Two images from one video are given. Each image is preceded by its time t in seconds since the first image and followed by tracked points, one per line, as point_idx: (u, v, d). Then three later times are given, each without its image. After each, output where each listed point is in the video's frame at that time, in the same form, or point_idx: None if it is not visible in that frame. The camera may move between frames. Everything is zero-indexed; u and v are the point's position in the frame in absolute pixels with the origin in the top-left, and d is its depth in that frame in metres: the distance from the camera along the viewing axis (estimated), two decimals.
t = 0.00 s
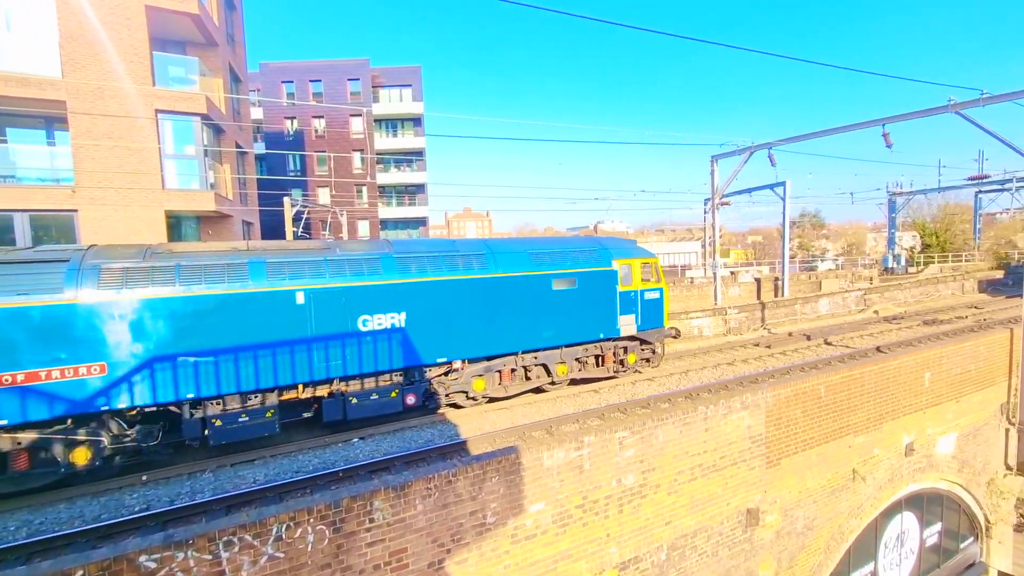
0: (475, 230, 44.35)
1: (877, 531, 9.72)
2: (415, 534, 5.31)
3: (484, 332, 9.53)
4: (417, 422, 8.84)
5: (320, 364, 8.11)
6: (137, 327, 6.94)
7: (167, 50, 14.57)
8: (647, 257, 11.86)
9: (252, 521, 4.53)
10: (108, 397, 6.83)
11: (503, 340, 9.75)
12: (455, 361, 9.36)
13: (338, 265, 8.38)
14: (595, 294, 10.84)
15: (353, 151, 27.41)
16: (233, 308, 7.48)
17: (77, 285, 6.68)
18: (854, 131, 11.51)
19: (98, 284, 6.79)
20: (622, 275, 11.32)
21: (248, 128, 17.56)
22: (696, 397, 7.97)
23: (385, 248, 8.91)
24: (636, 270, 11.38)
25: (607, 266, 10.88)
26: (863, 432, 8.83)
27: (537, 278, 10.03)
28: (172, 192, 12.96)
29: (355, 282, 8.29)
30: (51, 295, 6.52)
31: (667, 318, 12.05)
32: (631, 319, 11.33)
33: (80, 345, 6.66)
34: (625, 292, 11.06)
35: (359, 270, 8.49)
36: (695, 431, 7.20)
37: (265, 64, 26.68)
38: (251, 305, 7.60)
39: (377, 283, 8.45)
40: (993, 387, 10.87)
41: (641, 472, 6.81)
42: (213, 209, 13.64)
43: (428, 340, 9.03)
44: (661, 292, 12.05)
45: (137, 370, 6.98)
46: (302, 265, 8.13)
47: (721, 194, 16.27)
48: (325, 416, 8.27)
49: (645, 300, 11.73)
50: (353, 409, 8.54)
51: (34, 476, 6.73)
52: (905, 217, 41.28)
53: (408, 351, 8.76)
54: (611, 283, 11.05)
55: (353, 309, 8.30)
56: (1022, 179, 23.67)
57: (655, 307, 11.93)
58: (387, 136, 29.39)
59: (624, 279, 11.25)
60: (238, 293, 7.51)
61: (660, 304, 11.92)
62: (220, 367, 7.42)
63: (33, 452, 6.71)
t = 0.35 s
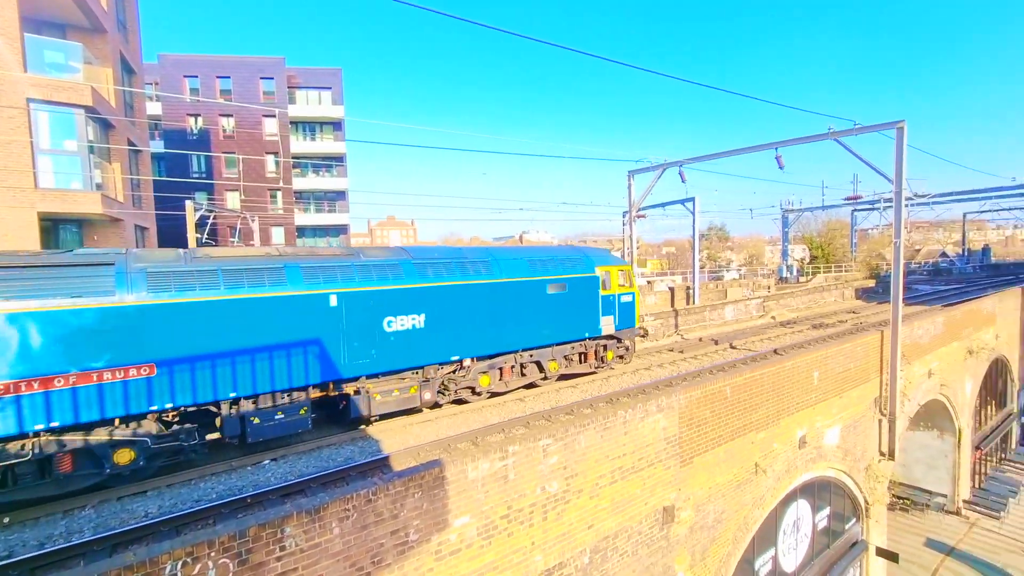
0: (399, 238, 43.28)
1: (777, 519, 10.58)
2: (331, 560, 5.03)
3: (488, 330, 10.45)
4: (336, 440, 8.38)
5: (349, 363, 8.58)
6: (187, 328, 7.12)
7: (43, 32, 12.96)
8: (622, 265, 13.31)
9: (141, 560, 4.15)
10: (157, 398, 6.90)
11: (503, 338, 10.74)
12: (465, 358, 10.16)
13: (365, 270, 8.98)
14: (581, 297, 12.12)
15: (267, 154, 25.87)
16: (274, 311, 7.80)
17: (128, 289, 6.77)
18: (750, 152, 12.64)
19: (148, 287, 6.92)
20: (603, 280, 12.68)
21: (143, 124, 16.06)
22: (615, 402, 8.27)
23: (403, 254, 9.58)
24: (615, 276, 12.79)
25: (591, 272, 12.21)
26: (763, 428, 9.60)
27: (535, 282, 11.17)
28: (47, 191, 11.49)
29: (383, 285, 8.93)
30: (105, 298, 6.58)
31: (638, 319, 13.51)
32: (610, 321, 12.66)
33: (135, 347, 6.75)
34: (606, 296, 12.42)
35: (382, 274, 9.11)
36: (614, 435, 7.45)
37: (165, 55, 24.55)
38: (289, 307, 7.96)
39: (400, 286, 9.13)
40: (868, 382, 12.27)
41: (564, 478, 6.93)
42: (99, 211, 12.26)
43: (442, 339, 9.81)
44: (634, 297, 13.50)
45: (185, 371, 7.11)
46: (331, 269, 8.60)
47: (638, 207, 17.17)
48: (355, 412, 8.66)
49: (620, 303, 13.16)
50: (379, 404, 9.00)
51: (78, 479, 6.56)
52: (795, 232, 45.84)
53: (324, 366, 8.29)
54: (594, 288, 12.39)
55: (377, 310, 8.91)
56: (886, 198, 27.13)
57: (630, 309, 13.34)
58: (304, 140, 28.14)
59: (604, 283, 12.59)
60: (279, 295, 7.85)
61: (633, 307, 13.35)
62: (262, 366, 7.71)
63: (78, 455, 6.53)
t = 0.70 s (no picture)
0: (329, 243, 41.62)
1: (698, 521, 11.12)
2: None
3: (494, 331, 11.69)
4: (253, 458, 7.80)
5: (374, 358, 9.48)
6: (237, 324, 7.78)
7: None
8: (597, 275, 14.92)
9: None
10: (211, 388, 7.53)
11: (501, 338, 11.97)
12: (470, 356, 11.25)
13: (387, 275, 9.95)
14: (564, 303, 13.60)
15: (184, 149, 24.04)
16: (312, 310, 8.62)
17: (193, 287, 7.42)
18: (679, 173, 13.35)
19: (210, 286, 7.58)
20: (583, 289, 14.22)
21: (34, 109, 14.45)
22: (547, 411, 8.35)
23: (419, 261, 10.59)
24: (593, 285, 14.36)
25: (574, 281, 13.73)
26: (686, 434, 10.08)
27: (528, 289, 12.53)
28: None
29: (405, 288, 9.92)
30: (172, 294, 7.20)
31: (611, 323, 15.15)
32: (589, 325, 14.18)
33: (197, 339, 7.41)
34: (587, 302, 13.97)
35: (404, 278, 10.11)
36: (546, 445, 7.51)
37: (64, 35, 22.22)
38: (325, 306, 8.84)
39: (418, 290, 10.14)
40: (778, 390, 13.25)
41: (495, 490, 6.89)
42: None
43: (452, 337, 10.91)
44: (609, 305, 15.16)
45: (236, 363, 7.76)
46: (360, 273, 9.54)
47: (572, 221, 17.60)
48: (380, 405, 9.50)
49: (597, 309, 14.74)
50: (399, 397, 9.87)
51: (139, 462, 6.99)
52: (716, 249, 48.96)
53: (242, 377, 7.83)
54: (576, 295, 13.92)
55: (399, 310, 9.88)
56: (794, 221, 29.67)
57: (605, 315, 14.98)
58: (226, 137, 26.54)
59: (584, 292, 14.14)
60: (317, 296, 8.69)
61: (607, 313, 14.98)
62: (301, 360, 8.45)
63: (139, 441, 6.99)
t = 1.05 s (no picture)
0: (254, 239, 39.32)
1: (618, 530, 11.43)
2: None
3: (483, 333, 13.06)
4: (152, 469, 7.10)
5: (386, 353, 10.55)
6: (274, 317, 8.65)
7: None
8: (566, 287, 16.67)
9: None
10: (252, 373, 8.39)
11: (487, 340, 13.37)
12: (462, 355, 12.58)
13: (399, 278, 11.09)
14: (541, 311, 15.24)
15: (90, 127, 21.91)
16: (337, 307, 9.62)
17: (240, 281, 8.31)
18: (615, 192, 13.87)
19: (254, 280, 8.48)
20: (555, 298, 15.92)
21: None
22: (476, 421, 8.29)
23: (423, 267, 11.76)
24: (565, 296, 16.06)
25: (550, 291, 15.43)
26: (610, 445, 10.37)
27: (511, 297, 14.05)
28: None
29: (415, 290, 11.10)
30: (223, 287, 8.05)
31: (576, 331, 16.93)
32: (559, 332, 15.93)
33: (245, 329, 8.28)
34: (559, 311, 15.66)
35: (411, 282, 11.23)
36: (473, 455, 7.43)
37: None
38: (347, 303, 9.84)
39: (422, 293, 11.26)
40: (697, 403, 13.99)
41: (419, 501, 6.71)
42: None
43: (450, 337, 12.16)
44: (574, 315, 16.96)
45: (273, 352, 8.61)
46: (377, 276, 10.63)
47: (510, 232, 17.77)
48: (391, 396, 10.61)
49: (565, 318, 16.46)
50: (402, 389, 11.05)
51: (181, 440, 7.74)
52: (645, 268, 51.24)
53: (143, 380, 7.20)
54: (550, 305, 15.61)
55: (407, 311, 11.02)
56: (717, 244, 31.72)
57: (571, 324, 16.79)
58: (142, 117, 24.51)
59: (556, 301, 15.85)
60: (341, 295, 9.68)
61: (573, 322, 16.75)
62: (325, 352, 9.38)
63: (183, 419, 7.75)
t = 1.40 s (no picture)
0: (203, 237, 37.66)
1: (573, 536, 11.48)
2: None
3: (487, 335, 14.70)
4: (82, 478, 6.62)
5: (410, 351, 12.06)
6: (321, 317, 10.03)
7: None
8: (557, 296, 18.45)
9: None
10: (305, 365, 9.78)
11: (491, 342, 15.02)
12: (468, 354, 14.18)
13: (421, 285, 12.63)
14: (534, 317, 16.97)
15: (24, 112, 20.49)
16: (373, 309, 11.08)
17: (298, 285, 9.70)
18: (577, 201, 14.09)
19: (310, 285, 9.88)
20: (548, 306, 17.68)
21: None
22: (433, 428, 8.18)
23: (440, 276, 13.32)
24: (556, 304, 17.85)
25: (543, 300, 17.21)
26: (567, 452, 10.44)
27: (509, 304, 15.69)
28: None
29: (434, 296, 12.62)
30: (285, 290, 9.43)
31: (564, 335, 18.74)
32: (550, 335, 17.67)
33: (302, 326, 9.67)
34: (551, 318, 17.42)
35: (430, 289, 12.79)
36: (428, 462, 7.32)
37: None
38: (381, 306, 11.32)
39: (439, 299, 12.82)
40: (653, 410, 14.29)
41: (371, 510, 6.54)
42: None
43: (461, 339, 13.75)
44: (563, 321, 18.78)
45: (322, 347, 10.01)
46: (403, 283, 12.15)
47: (473, 237, 17.74)
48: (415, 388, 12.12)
49: (555, 323, 18.21)
50: (421, 382, 12.47)
51: (245, 422, 9.02)
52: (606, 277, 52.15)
53: (73, 382, 6.94)
54: (543, 311, 17.40)
55: (426, 314, 12.55)
56: (675, 256, 32.71)
57: (560, 328, 18.60)
58: (84, 104, 23.14)
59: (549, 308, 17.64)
60: (375, 299, 11.12)
61: (562, 327, 18.56)
62: (359, 348, 10.76)
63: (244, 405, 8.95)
